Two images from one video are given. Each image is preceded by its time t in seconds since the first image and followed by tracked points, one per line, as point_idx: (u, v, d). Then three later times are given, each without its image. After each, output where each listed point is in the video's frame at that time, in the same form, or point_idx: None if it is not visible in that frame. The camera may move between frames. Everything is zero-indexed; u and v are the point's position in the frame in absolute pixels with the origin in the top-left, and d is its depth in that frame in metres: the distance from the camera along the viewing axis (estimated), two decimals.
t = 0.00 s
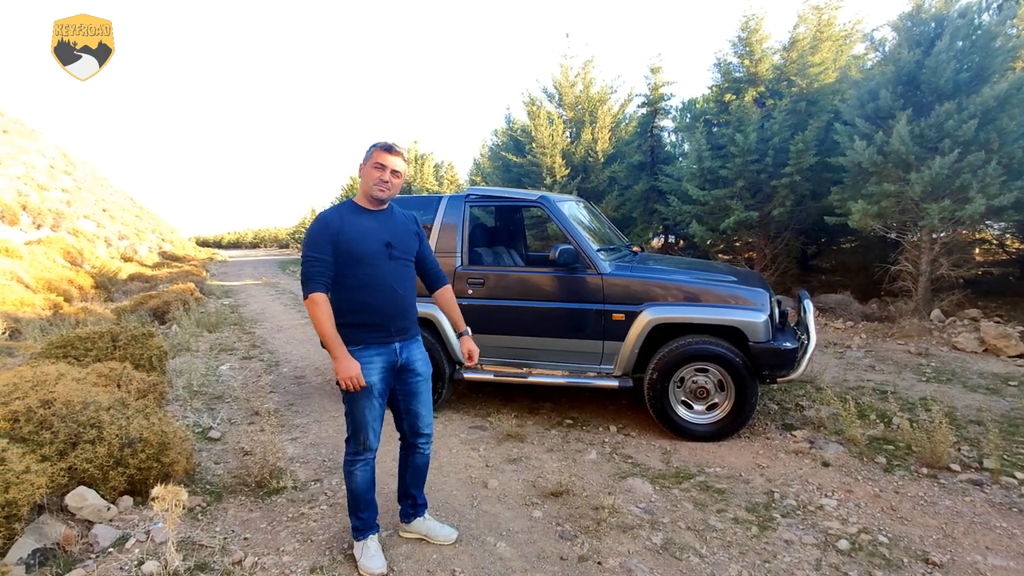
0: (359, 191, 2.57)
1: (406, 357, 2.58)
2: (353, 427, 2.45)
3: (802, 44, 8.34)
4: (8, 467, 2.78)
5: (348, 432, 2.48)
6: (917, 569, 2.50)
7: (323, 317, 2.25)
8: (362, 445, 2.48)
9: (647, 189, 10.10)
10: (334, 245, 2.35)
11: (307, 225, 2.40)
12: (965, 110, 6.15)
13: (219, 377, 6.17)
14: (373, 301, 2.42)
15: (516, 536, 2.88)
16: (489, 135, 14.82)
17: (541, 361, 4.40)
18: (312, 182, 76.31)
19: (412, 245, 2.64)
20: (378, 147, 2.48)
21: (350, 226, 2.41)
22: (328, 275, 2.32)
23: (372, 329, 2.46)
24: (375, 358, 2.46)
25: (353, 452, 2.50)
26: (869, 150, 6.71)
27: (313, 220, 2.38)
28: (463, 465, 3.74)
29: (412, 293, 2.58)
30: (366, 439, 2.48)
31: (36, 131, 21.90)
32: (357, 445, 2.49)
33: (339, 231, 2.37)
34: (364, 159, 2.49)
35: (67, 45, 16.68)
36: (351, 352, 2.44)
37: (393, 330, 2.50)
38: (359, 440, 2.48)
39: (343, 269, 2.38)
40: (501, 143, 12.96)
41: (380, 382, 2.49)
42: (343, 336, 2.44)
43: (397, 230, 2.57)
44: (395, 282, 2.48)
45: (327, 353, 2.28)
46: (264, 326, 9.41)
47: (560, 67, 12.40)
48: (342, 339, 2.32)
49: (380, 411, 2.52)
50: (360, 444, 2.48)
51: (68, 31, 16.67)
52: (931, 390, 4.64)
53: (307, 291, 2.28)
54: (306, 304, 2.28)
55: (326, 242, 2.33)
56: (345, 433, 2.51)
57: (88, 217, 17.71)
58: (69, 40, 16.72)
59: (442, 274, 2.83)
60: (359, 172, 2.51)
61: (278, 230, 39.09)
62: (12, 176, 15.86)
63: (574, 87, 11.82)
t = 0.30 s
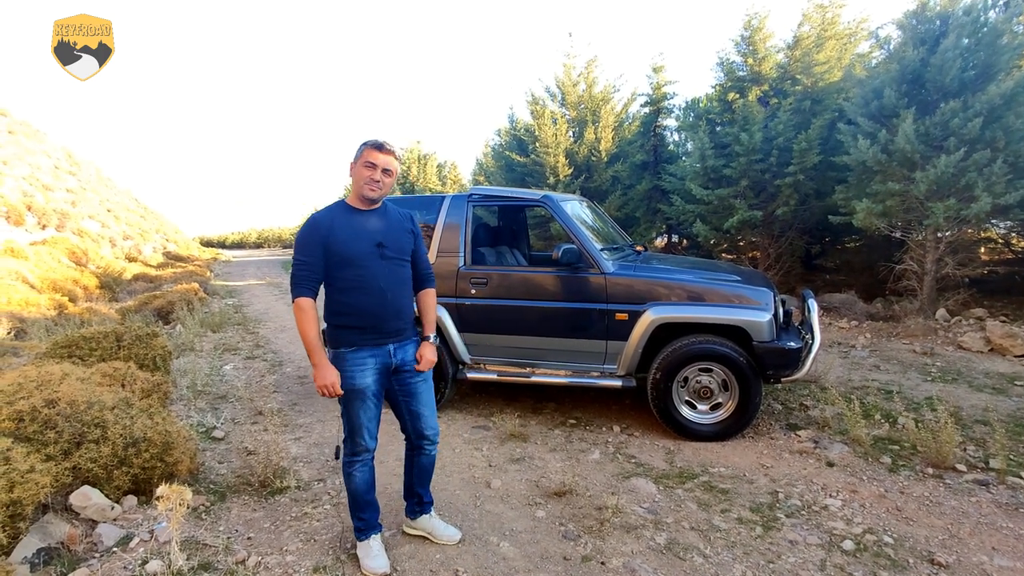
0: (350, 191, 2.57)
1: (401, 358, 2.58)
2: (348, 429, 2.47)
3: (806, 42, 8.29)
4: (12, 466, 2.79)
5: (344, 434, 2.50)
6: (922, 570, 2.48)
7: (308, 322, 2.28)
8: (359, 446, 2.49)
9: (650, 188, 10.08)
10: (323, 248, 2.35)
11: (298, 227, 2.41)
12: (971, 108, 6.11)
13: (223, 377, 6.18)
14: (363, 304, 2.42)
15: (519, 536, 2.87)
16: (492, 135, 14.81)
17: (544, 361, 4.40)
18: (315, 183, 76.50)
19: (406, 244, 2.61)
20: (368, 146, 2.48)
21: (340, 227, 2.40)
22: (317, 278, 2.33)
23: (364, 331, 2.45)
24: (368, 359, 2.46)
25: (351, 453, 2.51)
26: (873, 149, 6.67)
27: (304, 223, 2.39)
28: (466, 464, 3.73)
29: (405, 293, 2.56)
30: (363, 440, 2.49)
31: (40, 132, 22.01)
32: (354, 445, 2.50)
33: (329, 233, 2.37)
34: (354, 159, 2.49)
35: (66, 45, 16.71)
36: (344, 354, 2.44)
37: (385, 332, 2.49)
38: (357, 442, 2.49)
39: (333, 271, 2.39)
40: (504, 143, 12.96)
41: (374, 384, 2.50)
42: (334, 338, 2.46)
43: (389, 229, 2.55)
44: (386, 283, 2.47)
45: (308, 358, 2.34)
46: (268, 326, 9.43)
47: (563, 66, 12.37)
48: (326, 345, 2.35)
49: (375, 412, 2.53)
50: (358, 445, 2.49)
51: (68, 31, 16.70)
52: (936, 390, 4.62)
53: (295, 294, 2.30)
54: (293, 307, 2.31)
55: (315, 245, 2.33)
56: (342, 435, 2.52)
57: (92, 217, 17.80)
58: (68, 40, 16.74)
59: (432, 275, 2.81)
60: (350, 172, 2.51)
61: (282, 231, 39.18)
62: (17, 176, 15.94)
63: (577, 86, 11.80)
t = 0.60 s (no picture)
0: (346, 192, 2.53)
1: (403, 357, 2.57)
2: (352, 430, 2.48)
3: (808, 41, 8.26)
4: (15, 465, 2.79)
5: (348, 435, 2.50)
6: (925, 570, 2.47)
7: (309, 325, 2.28)
8: (363, 446, 2.50)
9: (652, 187, 10.07)
10: (321, 250, 2.36)
11: (296, 229, 2.40)
12: (974, 106, 6.08)
13: (225, 376, 6.19)
14: (363, 304, 2.42)
15: (521, 535, 2.87)
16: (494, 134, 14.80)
17: (545, 361, 4.39)
18: (317, 182, 76.62)
19: (404, 243, 2.61)
20: (369, 149, 2.44)
21: (338, 228, 2.40)
22: (316, 280, 2.33)
23: (364, 330, 2.46)
24: (370, 359, 2.46)
25: (354, 454, 2.51)
26: (876, 148, 6.65)
27: (301, 224, 2.38)
28: (467, 464, 3.73)
29: (404, 292, 2.56)
30: (366, 440, 2.49)
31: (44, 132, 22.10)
32: (358, 446, 2.50)
33: (327, 234, 2.37)
34: (353, 162, 2.44)
35: (67, 45, 16.76)
36: (346, 355, 2.44)
37: (386, 331, 2.49)
38: (360, 442, 2.49)
39: (332, 272, 2.39)
40: (506, 142, 12.95)
41: (377, 384, 2.50)
42: (335, 338, 2.46)
43: (388, 228, 2.55)
44: (386, 282, 2.47)
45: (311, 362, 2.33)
46: (270, 325, 9.44)
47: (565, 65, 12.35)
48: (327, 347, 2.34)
49: (379, 412, 2.53)
50: (361, 445, 2.49)
51: (68, 31, 16.74)
52: (940, 389, 4.60)
53: (295, 297, 2.30)
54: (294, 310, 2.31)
55: (313, 247, 2.33)
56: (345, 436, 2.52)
57: (96, 217, 17.85)
58: (69, 40, 16.78)
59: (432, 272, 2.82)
60: (348, 175, 2.47)
61: (284, 230, 39.23)
62: (20, 177, 16.00)
63: (579, 85, 11.79)
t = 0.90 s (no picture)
0: (345, 197, 2.48)
1: (403, 354, 2.58)
2: (353, 429, 2.48)
3: (810, 38, 8.24)
4: (16, 464, 2.80)
5: (349, 434, 2.50)
6: (926, 568, 2.47)
7: (314, 325, 2.25)
8: (364, 444, 2.50)
9: (652, 185, 10.07)
10: (323, 249, 2.34)
11: (293, 229, 2.36)
12: (975, 104, 6.06)
13: (226, 375, 6.19)
14: (366, 303, 2.42)
15: (522, 533, 2.87)
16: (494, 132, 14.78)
17: (546, 359, 4.39)
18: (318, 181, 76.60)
19: (401, 241, 2.64)
20: (370, 151, 2.43)
21: (339, 227, 2.39)
22: (318, 280, 2.31)
23: (366, 329, 2.45)
24: (372, 358, 2.46)
25: (354, 452, 2.51)
26: (876, 145, 6.64)
27: (299, 224, 2.35)
28: (468, 462, 3.74)
29: (404, 290, 2.58)
30: (367, 438, 2.49)
31: (44, 131, 22.10)
32: (358, 444, 2.50)
33: (328, 234, 2.35)
34: (361, 170, 2.41)
35: (66, 44, 16.75)
36: (348, 354, 2.43)
37: (388, 330, 2.49)
38: (361, 440, 2.49)
39: (334, 272, 2.37)
40: (506, 140, 12.94)
41: (380, 383, 2.50)
42: (336, 338, 2.44)
43: (385, 227, 2.56)
44: (388, 281, 2.49)
45: (320, 365, 2.28)
46: (271, 324, 9.44)
47: (565, 62, 12.32)
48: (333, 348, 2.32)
49: (380, 410, 2.53)
50: (361, 444, 2.49)
51: (68, 31, 16.73)
52: (940, 386, 4.59)
53: (298, 297, 2.26)
54: (297, 311, 2.26)
55: (315, 246, 2.31)
56: (345, 435, 2.52)
57: (96, 216, 17.85)
58: (68, 40, 16.77)
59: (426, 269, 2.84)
60: (354, 182, 2.43)
61: (285, 229, 39.22)
62: (20, 176, 15.99)
63: (580, 83, 11.76)
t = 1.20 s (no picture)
0: (341, 193, 2.44)
1: (401, 351, 2.60)
2: (349, 427, 2.46)
3: (808, 35, 8.23)
4: (14, 463, 2.79)
5: (345, 432, 2.49)
6: (924, 564, 2.48)
7: (319, 326, 2.22)
8: (360, 442, 2.49)
9: (651, 182, 10.07)
10: (327, 247, 2.29)
11: (293, 226, 2.29)
12: (974, 100, 6.06)
13: (224, 373, 6.19)
14: (368, 302, 2.41)
15: (521, 530, 2.87)
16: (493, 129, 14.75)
17: (544, 356, 4.39)
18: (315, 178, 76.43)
19: (396, 240, 2.66)
20: (371, 148, 2.42)
21: (342, 226, 2.35)
22: (323, 279, 2.27)
23: (367, 328, 2.45)
24: (373, 357, 2.46)
25: (349, 450, 2.50)
26: (875, 141, 6.64)
27: (301, 221, 2.28)
28: (467, 459, 3.74)
29: (399, 289, 2.60)
30: (364, 434, 2.48)
31: (41, 129, 22.03)
32: (354, 441, 2.49)
33: (332, 232, 2.31)
34: (364, 167, 2.39)
35: (66, 45, 16.68)
36: (349, 354, 2.41)
37: (388, 328, 2.50)
38: (358, 439, 2.48)
39: (337, 271, 2.34)
40: (504, 137, 12.91)
41: (380, 381, 2.50)
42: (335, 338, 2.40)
43: (382, 226, 2.57)
44: (388, 280, 2.51)
45: (326, 365, 2.29)
46: (269, 322, 9.43)
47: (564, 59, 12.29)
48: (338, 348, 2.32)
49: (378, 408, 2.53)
50: (358, 441, 2.48)
51: (68, 31, 16.65)
52: (938, 382, 4.60)
53: (302, 296, 2.21)
54: (302, 311, 2.21)
55: (321, 245, 2.26)
56: (341, 433, 2.51)
57: (93, 214, 17.80)
58: (69, 40, 16.70)
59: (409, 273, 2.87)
60: (356, 179, 2.40)
61: (283, 227, 39.15)
62: (17, 174, 15.93)
63: (578, 80, 11.73)
